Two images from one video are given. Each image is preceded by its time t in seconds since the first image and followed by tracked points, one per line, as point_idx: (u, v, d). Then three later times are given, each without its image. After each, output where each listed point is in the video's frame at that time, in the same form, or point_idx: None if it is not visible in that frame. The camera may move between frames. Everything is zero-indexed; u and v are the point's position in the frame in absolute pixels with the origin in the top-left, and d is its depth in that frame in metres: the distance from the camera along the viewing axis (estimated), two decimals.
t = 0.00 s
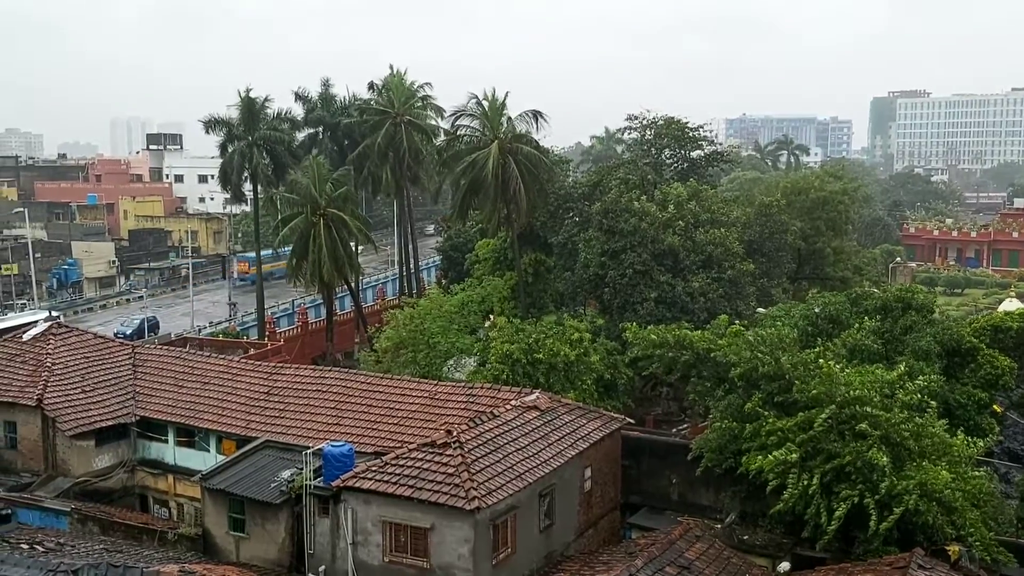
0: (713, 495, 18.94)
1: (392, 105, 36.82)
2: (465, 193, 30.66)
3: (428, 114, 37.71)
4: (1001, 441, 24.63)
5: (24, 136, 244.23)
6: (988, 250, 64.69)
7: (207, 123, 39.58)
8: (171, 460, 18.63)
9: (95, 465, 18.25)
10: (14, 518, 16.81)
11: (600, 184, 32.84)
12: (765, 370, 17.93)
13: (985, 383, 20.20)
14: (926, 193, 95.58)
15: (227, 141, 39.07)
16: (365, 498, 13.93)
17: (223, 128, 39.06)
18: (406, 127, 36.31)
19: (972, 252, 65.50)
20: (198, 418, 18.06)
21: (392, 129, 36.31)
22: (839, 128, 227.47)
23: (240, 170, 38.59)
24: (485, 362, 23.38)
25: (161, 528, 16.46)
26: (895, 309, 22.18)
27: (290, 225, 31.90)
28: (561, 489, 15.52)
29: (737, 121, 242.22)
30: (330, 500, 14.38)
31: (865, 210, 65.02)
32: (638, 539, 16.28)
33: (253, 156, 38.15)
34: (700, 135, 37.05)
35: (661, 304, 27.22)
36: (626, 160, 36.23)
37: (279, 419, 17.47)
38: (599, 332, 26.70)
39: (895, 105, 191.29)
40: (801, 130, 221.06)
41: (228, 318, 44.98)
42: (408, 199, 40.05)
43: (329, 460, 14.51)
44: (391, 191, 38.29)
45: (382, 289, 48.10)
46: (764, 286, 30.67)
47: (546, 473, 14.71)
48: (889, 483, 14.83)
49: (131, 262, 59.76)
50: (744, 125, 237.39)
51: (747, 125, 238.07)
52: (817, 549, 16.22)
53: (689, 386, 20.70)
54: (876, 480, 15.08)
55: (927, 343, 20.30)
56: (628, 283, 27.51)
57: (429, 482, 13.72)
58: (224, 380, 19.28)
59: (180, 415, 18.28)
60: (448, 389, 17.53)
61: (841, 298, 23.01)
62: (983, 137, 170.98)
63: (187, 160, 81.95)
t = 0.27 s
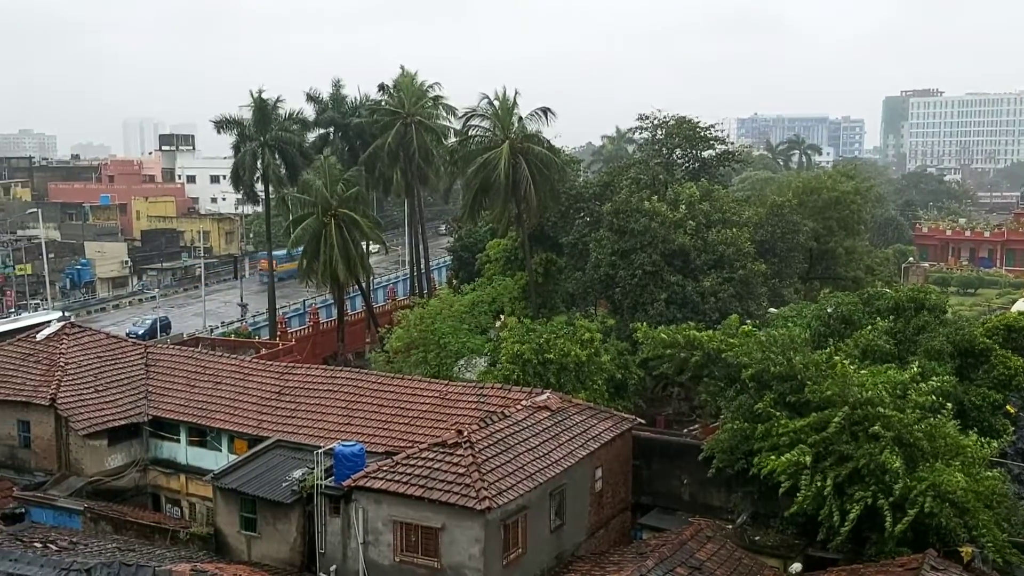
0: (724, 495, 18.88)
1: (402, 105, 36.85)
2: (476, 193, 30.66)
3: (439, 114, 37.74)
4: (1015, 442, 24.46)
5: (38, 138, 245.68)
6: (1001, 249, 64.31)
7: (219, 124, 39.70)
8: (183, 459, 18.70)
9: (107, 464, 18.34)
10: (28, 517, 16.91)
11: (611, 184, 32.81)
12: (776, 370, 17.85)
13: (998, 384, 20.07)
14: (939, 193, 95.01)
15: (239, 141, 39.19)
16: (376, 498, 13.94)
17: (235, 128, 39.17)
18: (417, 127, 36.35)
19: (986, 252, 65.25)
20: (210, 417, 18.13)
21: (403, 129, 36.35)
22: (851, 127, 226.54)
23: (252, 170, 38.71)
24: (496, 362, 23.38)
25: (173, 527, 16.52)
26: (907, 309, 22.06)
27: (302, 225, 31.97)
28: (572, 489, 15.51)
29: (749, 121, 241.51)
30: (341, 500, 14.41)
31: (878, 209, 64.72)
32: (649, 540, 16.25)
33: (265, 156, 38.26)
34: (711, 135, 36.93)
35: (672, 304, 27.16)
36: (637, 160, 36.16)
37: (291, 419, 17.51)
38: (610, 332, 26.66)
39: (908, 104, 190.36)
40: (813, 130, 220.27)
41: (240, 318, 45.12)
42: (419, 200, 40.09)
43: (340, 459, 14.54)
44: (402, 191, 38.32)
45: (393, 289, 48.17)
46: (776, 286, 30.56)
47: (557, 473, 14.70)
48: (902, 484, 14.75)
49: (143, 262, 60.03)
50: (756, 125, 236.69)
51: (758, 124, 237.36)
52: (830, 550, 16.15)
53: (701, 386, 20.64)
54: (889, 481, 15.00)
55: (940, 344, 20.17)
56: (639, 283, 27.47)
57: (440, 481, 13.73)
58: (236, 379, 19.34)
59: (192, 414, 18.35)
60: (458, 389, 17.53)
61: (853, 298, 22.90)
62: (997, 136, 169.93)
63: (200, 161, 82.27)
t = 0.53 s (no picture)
0: (736, 496, 18.83)
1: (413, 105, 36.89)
2: (488, 192, 30.65)
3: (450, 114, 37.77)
4: None
5: (51, 138, 247.08)
6: (1015, 249, 63.95)
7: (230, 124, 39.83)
8: (195, 458, 18.78)
9: (120, 463, 18.43)
10: (41, 515, 17.02)
11: (622, 184, 32.77)
12: (789, 371, 17.77)
13: (1012, 384, 19.95)
14: (952, 193, 94.49)
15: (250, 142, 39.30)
16: (388, 497, 13.96)
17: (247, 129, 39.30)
18: (428, 127, 36.40)
19: (999, 251, 65.09)
20: (223, 416, 18.20)
21: (414, 130, 36.40)
22: (864, 126, 225.60)
23: (264, 170, 38.83)
24: (507, 362, 23.38)
25: (186, 526, 16.58)
26: (920, 310, 21.95)
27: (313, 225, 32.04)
28: (583, 489, 15.49)
29: (760, 120, 240.80)
30: (353, 499, 14.44)
31: (891, 209, 64.43)
32: (661, 540, 16.21)
33: (276, 156, 38.38)
34: (723, 134, 36.83)
35: (683, 305, 27.11)
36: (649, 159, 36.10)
37: (303, 418, 17.56)
38: (621, 332, 26.63)
39: (920, 103, 189.43)
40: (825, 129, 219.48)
41: (252, 318, 45.28)
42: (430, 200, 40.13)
43: (352, 459, 14.57)
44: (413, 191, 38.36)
45: (404, 288, 48.24)
46: (788, 286, 30.46)
47: (568, 473, 14.69)
48: (916, 485, 14.67)
49: (156, 262, 60.29)
50: (768, 125, 236.01)
51: (770, 124, 236.64)
52: (843, 551, 16.08)
53: (712, 387, 20.58)
54: (903, 483, 14.93)
55: (954, 344, 20.06)
56: (649, 284, 27.42)
57: (451, 481, 13.74)
58: (248, 379, 19.40)
59: (205, 413, 18.42)
60: (469, 389, 17.54)
61: (866, 298, 22.80)
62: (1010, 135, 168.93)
63: (212, 161, 82.57)
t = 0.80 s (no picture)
0: (743, 496, 18.81)
1: (419, 105, 36.91)
2: (494, 192, 30.64)
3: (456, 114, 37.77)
4: None
5: (60, 138, 247.93)
6: None
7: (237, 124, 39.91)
8: (202, 457, 18.82)
9: (128, 462, 18.49)
10: (50, 514, 16.96)
11: (629, 184, 32.75)
12: (796, 371, 17.73)
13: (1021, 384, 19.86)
14: (960, 192, 94.17)
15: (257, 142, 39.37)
16: (394, 497, 13.97)
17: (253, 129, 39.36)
18: (434, 127, 36.41)
19: (1008, 251, 64.96)
20: (230, 416, 18.25)
21: (420, 130, 36.41)
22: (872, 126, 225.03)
23: (270, 170, 38.89)
24: (514, 362, 23.38)
25: (194, 525, 16.62)
26: (928, 309, 21.88)
27: (320, 225, 32.10)
28: (590, 489, 15.48)
29: (767, 120, 240.35)
30: (360, 499, 14.47)
31: (899, 208, 64.24)
32: (667, 540, 16.20)
33: (283, 157, 38.45)
34: (729, 134, 36.76)
35: (689, 305, 27.08)
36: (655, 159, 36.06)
37: (310, 418, 17.59)
38: (627, 332, 26.61)
39: (929, 102, 188.82)
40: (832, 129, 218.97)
41: (259, 317, 45.38)
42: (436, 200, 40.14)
43: (359, 458, 14.59)
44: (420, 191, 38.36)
45: (410, 288, 48.29)
46: (795, 286, 30.41)
47: (575, 473, 14.69)
48: (925, 486, 14.62)
49: (163, 262, 60.45)
50: (775, 124, 235.60)
51: (777, 123, 236.21)
52: (850, 551, 16.05)
53: (720, 387, 20.58)
54: (911, 483, 14.89)
55: (961, 344, 19.98)
56: (655, 283, 27.39)
57: (458, 480, 13.75)
58: (255, 378, 19.44)
59: (212, 413, 18.47)
60: (476, 389, 17.54)
61: (873, 298, 22.73)
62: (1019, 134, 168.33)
63: (219, 161, 82.77)
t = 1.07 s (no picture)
0: (749, 496, 18.79)
1: (424, 105, 36.92)
2: (499, 192, 30.63)
3: (461, 114, 37.78)
4: None
5: (66, 139, 248.58)
6: None
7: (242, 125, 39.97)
8: (208, 456, 18.86)
9: (134, 461, 18.54)
10: (56, 513, 17.06)
11: (634, 184, 32.73)
12: (802, 370, 17.69)
13: None
14: (967, 192, 93.90)
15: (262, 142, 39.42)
16: (399, 496, 13.99)
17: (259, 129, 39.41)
18: (439, 127, 36.42)
19: (1014, 250, 64.80)
20: (236, 415, 18.28)
21: (425, 129, 36.42)
22: (878, 125, 224.58)
23: (276, 170, 38.94)
24: (519, 362, 23.39)
25: (200, 524, 16.65)
26: (934, 309, 21.82)
27: (325, 225, 32.15)
28: (595, 489, 15.48)
29: (773, 119, 239.95)
30: (365, 498, 14.48)
31: (905, 208, 64.05)
32: (673, 540, 16.18)
33: (288, 157, 38.51)
34: (735, 133, 36.71)
35: (694, 304, 27.05)
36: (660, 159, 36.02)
37: (316, 417, 17.61)
38: (633, 332, 26.59)
39: (935, 101, 188.30)
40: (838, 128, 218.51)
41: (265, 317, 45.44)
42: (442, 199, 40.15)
43: (364, 458, 14.61)
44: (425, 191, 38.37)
45: (416, 288, 48.32)
46: (801, 286, 30.36)
47: (580, 472, 14.68)
48: (931, 486, 14.59)
49: (169, 262, 60.56)
50: (780, 124, 235.24)
51: (783, 122, 235.84)
52: (856, 551, 16.03)
53: (725, 386, 20.57)
54: (917, 483, 14.86)
55: (968, 344, 19.92)
56: (661, 283, 27.37)
57: (463, 480, 13.76)
58: (260, 378, 19.46)
59: (218, 412, 18.50)
60: (482, 388, 17.54)
61: (879, 298, 22.67)
62: None
63: (225, 161, 82.91)
